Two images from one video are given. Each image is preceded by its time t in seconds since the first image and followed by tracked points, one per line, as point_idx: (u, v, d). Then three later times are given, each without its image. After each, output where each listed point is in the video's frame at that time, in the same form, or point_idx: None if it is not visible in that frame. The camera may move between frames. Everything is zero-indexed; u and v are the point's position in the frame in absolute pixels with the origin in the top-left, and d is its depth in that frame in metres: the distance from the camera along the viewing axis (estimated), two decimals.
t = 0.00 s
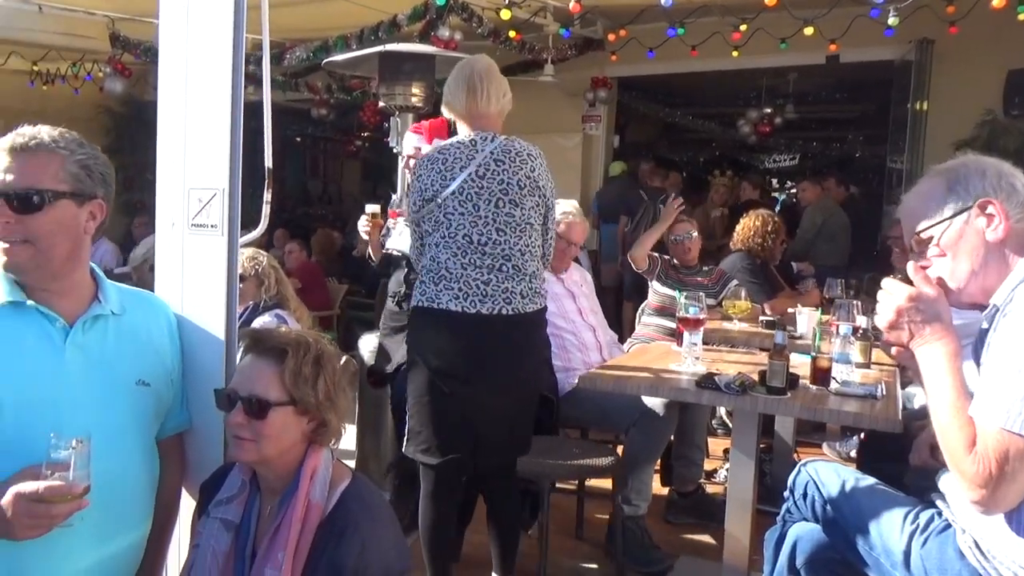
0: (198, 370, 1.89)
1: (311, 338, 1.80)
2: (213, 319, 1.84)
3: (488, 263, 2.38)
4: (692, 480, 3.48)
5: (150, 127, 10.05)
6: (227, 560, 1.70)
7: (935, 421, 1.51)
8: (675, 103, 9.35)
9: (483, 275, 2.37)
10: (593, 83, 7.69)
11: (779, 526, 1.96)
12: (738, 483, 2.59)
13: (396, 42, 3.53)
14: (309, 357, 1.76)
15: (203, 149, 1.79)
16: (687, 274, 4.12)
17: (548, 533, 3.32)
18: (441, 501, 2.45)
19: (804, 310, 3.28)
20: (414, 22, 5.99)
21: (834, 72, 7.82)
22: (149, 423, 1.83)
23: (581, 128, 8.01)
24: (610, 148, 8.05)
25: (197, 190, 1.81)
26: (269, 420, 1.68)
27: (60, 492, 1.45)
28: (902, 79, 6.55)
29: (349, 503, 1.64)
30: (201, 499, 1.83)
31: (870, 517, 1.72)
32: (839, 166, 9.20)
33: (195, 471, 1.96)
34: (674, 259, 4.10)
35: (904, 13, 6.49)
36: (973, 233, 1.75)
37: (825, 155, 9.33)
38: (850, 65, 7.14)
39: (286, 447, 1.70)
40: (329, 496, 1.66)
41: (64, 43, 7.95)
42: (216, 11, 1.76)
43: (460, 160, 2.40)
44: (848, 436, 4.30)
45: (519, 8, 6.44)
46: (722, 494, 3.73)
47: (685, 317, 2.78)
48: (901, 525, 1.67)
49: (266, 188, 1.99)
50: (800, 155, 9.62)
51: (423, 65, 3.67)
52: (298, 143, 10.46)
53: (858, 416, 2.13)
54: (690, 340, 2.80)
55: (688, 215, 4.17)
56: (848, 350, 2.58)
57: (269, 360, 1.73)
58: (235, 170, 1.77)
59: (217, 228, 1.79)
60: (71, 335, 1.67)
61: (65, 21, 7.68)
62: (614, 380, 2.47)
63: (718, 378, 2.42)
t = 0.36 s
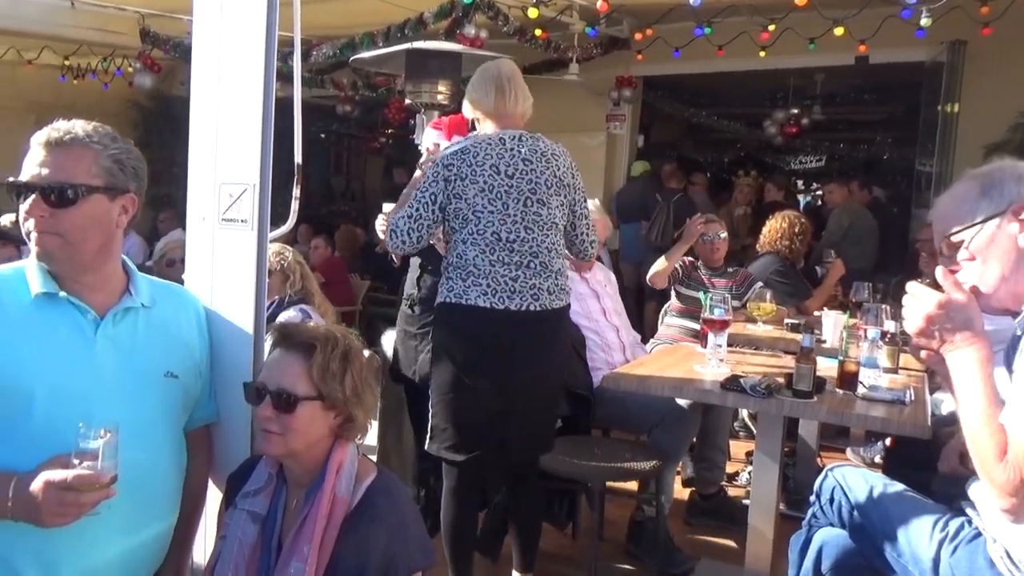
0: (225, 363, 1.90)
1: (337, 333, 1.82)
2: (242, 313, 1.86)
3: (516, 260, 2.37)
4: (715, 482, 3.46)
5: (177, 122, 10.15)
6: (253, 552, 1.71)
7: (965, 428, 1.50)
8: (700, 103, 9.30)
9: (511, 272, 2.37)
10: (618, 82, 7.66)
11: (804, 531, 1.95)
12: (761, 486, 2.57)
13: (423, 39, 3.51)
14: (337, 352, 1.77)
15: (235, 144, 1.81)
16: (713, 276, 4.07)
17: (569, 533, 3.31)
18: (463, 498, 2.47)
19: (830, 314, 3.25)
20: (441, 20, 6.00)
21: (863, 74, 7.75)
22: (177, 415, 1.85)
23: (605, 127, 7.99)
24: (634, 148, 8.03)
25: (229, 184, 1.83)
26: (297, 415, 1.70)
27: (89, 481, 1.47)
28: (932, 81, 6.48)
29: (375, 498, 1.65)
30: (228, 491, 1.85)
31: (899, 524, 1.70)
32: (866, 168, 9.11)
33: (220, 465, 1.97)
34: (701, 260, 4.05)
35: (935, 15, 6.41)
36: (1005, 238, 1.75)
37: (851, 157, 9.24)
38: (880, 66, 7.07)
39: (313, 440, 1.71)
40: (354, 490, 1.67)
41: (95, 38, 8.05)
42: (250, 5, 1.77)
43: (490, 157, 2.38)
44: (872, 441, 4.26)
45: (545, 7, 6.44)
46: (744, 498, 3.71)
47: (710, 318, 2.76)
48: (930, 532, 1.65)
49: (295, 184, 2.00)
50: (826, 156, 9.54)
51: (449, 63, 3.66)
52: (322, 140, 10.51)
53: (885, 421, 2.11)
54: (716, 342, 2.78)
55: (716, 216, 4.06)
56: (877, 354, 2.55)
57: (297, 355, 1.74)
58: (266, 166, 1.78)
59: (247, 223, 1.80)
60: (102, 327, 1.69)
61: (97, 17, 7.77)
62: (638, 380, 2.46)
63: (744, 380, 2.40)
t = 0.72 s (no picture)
0: (250, 360, 1.92)
1: (362, 329, 1.82)
2: (268, 310, 1.86)
3: (545, 262, 2.36)
4: (736, 486, 3.44)
5: (204, 118, 10.25)
6: (277, 547, 1.72)
7: (999, 437, 1.49)
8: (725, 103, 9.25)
9: (540, 275, 2.35)
10: (642, 82, 7.63)
11: (831, 537, 1.95)
12: (785, 490, 2.55)
13: (450, 38, 3.50)
14: (363, 349, 1.77)
15: (264, 142, 1.81)
16: (736, 279, 4.05)
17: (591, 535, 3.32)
18: (483, 497, 2.46)
19: (857, 318, 3.22)
20: (465, 18, 6.00)
21: (892, 75, 7.66)
22: (203, 408, 1.86)
23: (629, 127, 7.96)
24: (658, 148, 7.99)
25: (257, 180, 1.83)
26: (323, 411, 1.70)
27: (113, 472, 1.48)
28: (963, 83, 6.40)
29: (400, 496, 1.65)
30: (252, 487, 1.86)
31: (928, 532, 1.68)
32: (892, 171, 9.01)
33: (244, 458, 1.98)
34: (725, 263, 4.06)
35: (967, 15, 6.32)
36: None
37: (878, 159, 9.15)
38: (909, 67, 6.99)
39: (339, 436, 1.72)
40: (379, 487, 1.67)
41: (123, 34, 8.14)
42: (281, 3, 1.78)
43: (523, 157, 2.35)
44: (896, 447, 4.22)
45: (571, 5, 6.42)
46: (766, 502, 3.69)
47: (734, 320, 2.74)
48: (959, 542, 1.62)
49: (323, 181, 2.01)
50: (852, 159, 9.44)
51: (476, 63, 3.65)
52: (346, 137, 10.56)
53: (913, 428, 2.09)
54: (741, 344, 2.76)
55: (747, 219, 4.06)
56: (905, 360, 2.52)
57: (323, 351, 1.75)
58: (294, 163, 1.78)
59: (276, 219, 1.81)
60: (131, 320, 1.70)
61: (126, 13, 7.86)
62: (662, 382, 2.44)
63: (769, 384, 2.38)
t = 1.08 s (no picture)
0: (268, 358, 1.92)
1: (382, 329, 1.82)
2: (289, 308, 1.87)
3: (557, 264, 2.36)
4: (755, 491, 3.42)
5: (228, 117, 10.32)
6: (297, 545, 1.73)
7: None
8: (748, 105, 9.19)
9: (552, 278, 2.35)
10: (664, 83, 7.60)
11: (853, 544, 1.94)
12: (805, 495, 2.54)
13: (472, 38, 3.49)
14: (384, 349, 1.78)
15: (287, 142, 1.82)
16: (757, 282, 4.03)
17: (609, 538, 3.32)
18: (500, 498, 2.46)
19: (880, 322, 3.18)
20: (487, 19, 6.00)
21: (918, 76, 7.57)
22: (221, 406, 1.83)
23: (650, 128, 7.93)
24: (679, 149, 7.96)
25: (280, 180, 1.84)
26: (342, 410, 1.70)
27: (122, 453, 1.46)
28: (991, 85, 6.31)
29: (419, 497, 1.65)
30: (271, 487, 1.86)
31: (953, 540, 1.66)
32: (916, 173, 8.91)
33: (261, 455, 1.99)
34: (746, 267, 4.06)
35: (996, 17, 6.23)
36: None
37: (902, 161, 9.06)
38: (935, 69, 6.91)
39: (359, 435, 1.72)
40: (398, 487, 1.67)
41: (148, 34, 8.22)
42: (305, 4, 1.78)
43: (534, 161, 2.36)
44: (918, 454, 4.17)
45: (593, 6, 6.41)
46: (785, 507, 3.67)
47: (755, 324, 2.72)
48: (986, 551, 1.59)
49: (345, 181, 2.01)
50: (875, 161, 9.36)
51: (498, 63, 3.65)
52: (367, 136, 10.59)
53: (938, 434, 2.06)
54: (761, 348, 2.74)
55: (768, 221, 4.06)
56: (929, 366, 2.49)
57: (343, 350, 1.76)
58: (317, 163, 1.79)
59: (298, 219, 1.82)
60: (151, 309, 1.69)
61: (152, 13, 7.93)
62: (681, 385, 2.43)
63: (791, 388, 2.36)
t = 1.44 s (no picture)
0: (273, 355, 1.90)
1: (391, 325, 1.82)
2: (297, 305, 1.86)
3: (559, 261, 2.34)
4: (766, 492, 3.39)
5: (240, 118, 10.35)
6: (305, 541, 1.73)
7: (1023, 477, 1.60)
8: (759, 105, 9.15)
9: (554, 273, 2.33)
10: (675, 83, 7.57)
11: (866, 546, 1.92)
12: (817, 496, 2.51)
13: (483, 38, 3.48)
14: (393, 345, 1.77)
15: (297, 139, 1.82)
16: (766, 282, 3.99)
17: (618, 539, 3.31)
18: (509, 497, 2.44)
19: (893, 323, 3.16)
20: (498, 19, 5.99)
21: (931, 76, 7.53)
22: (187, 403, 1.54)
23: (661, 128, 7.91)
24: (690, 150, 7.93)
25: (290, 178, 1.84)
26: (350, 406, 1.70)
27: None
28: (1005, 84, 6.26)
29: (427, 493, 1.64)
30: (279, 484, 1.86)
31: (968, 543, 1.63)
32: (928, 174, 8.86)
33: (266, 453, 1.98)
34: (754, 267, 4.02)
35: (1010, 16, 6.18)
36: None
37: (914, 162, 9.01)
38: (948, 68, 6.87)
39: (368, 432, 1.71)
40: (407, 484, 1.66)
41: (161, 35, 8.25)
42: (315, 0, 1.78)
43: (539, 159, 2.36)
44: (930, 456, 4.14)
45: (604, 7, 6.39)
46: (796, 509, 3.64)
47: (767, 323, 2.70)
48: (1001, 553, 1.57)
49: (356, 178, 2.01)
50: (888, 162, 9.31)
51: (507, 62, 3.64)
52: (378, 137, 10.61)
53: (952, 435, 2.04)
54: (773, 347, 2.72)
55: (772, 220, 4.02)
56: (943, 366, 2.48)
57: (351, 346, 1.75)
58: (327, 160, 1.78)
59: (308, 216, 1.81)
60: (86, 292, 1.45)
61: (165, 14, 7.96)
62: (691, 384, 2.41)
63: (803, 388, 2.33)
